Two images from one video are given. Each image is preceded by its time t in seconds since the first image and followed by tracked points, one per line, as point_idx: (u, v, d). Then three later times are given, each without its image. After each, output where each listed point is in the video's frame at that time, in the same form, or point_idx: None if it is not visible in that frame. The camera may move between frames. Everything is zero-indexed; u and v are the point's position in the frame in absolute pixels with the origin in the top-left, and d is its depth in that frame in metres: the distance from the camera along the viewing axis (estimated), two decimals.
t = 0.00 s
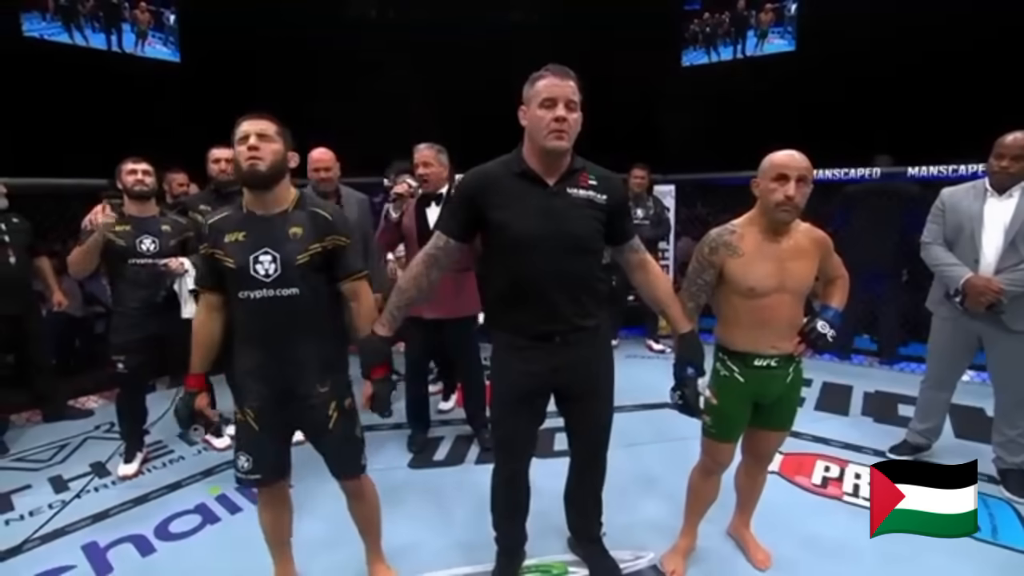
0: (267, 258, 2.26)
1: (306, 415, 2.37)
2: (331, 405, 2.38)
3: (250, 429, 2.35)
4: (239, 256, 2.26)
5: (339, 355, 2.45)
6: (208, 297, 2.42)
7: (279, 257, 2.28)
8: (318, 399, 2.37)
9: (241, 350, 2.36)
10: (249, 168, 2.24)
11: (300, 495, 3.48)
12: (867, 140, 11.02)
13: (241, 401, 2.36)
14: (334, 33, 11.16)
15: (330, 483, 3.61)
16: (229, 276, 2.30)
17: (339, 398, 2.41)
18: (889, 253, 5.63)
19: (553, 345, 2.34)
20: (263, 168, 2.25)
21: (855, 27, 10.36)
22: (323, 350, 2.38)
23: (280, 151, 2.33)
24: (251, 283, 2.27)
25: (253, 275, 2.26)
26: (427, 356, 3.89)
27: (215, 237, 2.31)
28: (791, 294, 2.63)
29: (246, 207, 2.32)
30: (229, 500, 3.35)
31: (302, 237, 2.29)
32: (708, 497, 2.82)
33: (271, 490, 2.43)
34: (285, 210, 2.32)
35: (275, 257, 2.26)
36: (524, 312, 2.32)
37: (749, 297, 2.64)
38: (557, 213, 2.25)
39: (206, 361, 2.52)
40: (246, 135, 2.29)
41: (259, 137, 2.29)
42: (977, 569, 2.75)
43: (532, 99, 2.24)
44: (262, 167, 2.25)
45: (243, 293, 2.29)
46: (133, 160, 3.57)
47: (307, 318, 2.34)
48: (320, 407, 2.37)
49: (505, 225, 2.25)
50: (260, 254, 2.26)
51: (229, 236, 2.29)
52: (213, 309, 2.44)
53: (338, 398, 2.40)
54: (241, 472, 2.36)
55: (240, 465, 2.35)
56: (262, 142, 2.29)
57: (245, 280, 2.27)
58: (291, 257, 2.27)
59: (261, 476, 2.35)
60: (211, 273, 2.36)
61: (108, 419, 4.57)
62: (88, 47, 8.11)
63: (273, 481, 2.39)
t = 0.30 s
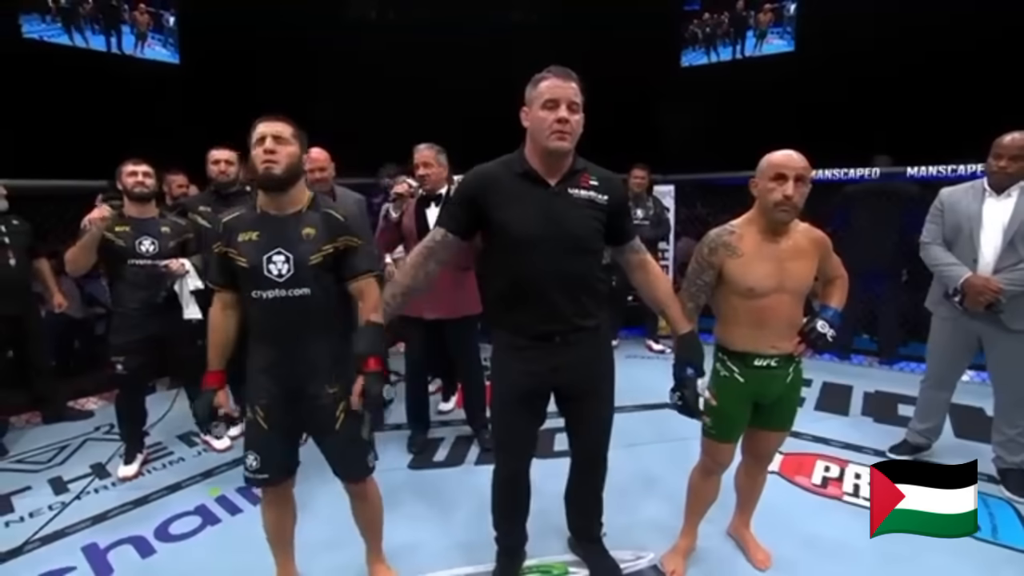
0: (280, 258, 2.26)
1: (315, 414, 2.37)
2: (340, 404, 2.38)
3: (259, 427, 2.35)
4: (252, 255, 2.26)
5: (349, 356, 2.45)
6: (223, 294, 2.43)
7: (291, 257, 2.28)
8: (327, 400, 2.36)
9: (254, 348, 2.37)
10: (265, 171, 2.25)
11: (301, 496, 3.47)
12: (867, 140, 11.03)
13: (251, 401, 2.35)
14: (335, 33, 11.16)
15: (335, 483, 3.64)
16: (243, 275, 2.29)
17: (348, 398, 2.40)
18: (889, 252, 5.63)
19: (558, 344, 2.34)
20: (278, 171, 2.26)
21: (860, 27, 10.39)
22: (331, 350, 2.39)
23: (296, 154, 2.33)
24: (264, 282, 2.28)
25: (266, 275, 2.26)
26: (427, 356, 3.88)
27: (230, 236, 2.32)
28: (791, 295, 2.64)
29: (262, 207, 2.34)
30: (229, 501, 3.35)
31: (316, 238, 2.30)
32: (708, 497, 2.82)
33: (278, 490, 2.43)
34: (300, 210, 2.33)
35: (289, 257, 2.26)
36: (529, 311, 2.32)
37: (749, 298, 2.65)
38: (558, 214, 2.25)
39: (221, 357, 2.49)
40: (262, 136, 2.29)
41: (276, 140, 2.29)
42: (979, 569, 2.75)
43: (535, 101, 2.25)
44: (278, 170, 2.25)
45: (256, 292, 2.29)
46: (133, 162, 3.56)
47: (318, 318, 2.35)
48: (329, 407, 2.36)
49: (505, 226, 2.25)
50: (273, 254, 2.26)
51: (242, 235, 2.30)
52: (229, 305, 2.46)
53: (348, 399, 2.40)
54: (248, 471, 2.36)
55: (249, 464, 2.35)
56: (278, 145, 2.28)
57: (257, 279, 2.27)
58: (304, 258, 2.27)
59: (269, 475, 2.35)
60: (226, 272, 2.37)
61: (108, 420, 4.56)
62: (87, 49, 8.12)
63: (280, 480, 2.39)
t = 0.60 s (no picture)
0: (291, 255, 2.26)
1: (322, 412, 2.36)
2: (347, 403, 2.36)
3: (266, 426, 2.36)
4: (264, 253, 2.28)
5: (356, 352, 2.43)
6: (238, 290, 2.44)
7: (302, 254, 2.28)
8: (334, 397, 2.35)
9: (263, 344, 2.38)
10: (280, 177, 2.25)
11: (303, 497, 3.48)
12: (864, 140, 11.22)
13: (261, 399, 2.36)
14: (334, 34, 11.13)
15: (341, 483, 3.64)
16: (255, 273, 2.31)
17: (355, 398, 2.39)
18: (887, 251, 5.65)
19: (563, 342, 2.35)
20: (292, 177, 2.26)
21: (855, 28, 10.24)
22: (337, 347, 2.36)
23: (311, 158, 2.30)
24: (275, 279, 2.29)
25: (277, 272, 2.27)
26: (427, 355, 3.88)
27: (244, 233, 2.34)
28: (790, 293, 2.64)
29: (274, 207, 2.34)
30: (229, 502, 3.34)
31: (324, 232, 2.29)
32: (708, 496, 2.83)
33: (280, 489, 2.43)
34: (313, 205, 2.34)
35: (299, 254, 2.27)
36: (535, 308, 2.31)
37: (748, 297, 2.65)
38: (559, 213, 2.25)
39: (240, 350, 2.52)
40: (278, 139, 2.24)
41: (291, 144, 2.25)
42: (977, 566, 2.76)
43: (540, 101, 2.23)
44: (292, 176, 2.25)
45: (267, 288, 2.31)
46: (133, 163, 3.55)
47: (326, 315, 2.33)
48: (336, 406, 2.35)
49: (506, 224, 2.26)
50: (284, 252, 2.26)
51: (254, 234, 2.31)
52: (245, 303, 2.49)
53: (353, 398, 2.39)
54: (255, 469, 2.37)
55: (256, 462, 2.36)
56: (294, 150, 2.25)
57: (269, 276, 2.29)
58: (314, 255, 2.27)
59: (276, 472, 2.35)
60: (240, 270, 2.37)
61: (107, 422, 4.55)
62: (85, 50, 8.11)
63: (285, 479, 2.39)
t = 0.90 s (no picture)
0: (292, 252, 2.27)
1: (325, 412, 2.36)
2: (351, 402, 2.37)
3: (268, 427, 2.37)
4: (266, 254, 2.29)
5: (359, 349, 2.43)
6: (247, 290, 2.45)
7: (303, 250, 2.28)
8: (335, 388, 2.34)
9: (267, 344, 2.39)
10: (284, 182, 2.23)
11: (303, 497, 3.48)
12: (864, 141, 11.35)
13: (265, 398, 2.37)
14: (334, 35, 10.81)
15: (343, 482, 3.65)
16: (259, 273, 2.32)
17: (359, 394, 2.39)
18: (888, 251, 5.66)
19: (568, 342, 2.34)
20: (297, 182, 2.24)
21: (855, 27, 10.08)
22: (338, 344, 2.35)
23: (316, 162, 2.26)
24: (279, 278, 2.29)
25: (280, 269, 2.28)
26: (428, 355, 3.88)
27: (250, 236, 2.36)
28: (788, 293, 2.64)
29: (280, 208, 2.35)
30: (229, 503, 3.34)
31: (324, 226, 2.28)
32: (708, 497, 2.83)
33: (280, 491, 2.43)
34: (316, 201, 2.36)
35: (301, 250, 2.27)
36: (537, 307, 2.30)
37: (747, 298, 2.65)
38: (563, 212, 2.25)
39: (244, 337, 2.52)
40: (284, 143, 2.18)
41: (297, 150, 2.20)
42: (977, 567, 2.75)
43: (546, 102, 2.22)
44: (296, 181, 2.23)
45: (271, 288, 2.31)
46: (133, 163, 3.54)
47: (325, 308, 2.32)
48: (339, 406, 2.35)
49: (510, 224, 2.27)
50: (285, 249, 2.27)
51: (259, 236, 2.32)
52: (254, 305, 2.50)
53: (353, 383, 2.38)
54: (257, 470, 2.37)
55: (258, 464, 2.37)
56: (300, 155, 2.21)
57: (273, 277, 2.30)
58: (314, 249, 2.27)
59: (278, 475, 2.36)
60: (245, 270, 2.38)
61: (107, 423, 4.55)
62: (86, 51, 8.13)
63: (287, 481, 2.39)
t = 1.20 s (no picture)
0: (284, 243, 2.28)
1: (325, 413, 2.36)
2: (350, 405, 2.36)
3: (266, 429, 2.37)
4: (262, 252, 2.32)
5: (353, 341, 2.41)
6: (252, 295, 2.49)
7: (295, 240, 2.29)
8: (322, 369, 2.33)
9: (267, 347, 2.40)
10: (280, 181, 2.26)
11: (303, 498, 3.48)
12: (864, 141, 11.44)
13: (264, 401, 2.37)
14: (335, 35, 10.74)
15: (345, 483, 3.65)
16: (258, 272, 2.36)
17: (358, 397, 2.39)
18: (889, 253, 5.67)
19: (572, 343, 2.34)
20: (293, 182, 2.25)
21: (856, 27, 10.03)
22: (323, 327, 2.33)
23: (313, 163, 2.29)
24: (274, 271, 2.30)
25: (274, 261, 2.29)
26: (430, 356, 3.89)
27: (251, 238, 2.38)
28: (789, 295, 2.64)
29: (276, 208, 2.35)
30: (230, 504, 3.34)
31: (311, 210, 2.29)
32: (709, 499, 2.83)
33: (279, 492, 2.42)
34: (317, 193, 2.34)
35: (291, 240, 2.28)
36: (542, 306, 2.30)
37: (749, 300, 2.65)
38: (570, 212, 2.24)
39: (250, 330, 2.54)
40: (279, 144, 2.22)
41: (292, 150, 2.23)
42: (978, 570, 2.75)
43: (556, 104, 2.21)
44: (292, 180, 2.25)
45: (267, 283, 2.33)
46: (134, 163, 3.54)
47: (309, 288, 2.31)
48: (337, 409, 2.36)
49: (517, 224, 2.27)
50: (278, 240, 2.29)
51: (258, 237, 2.34)
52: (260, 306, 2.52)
53: (342, 366, 2.36)
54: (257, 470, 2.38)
55: (258, 464, 2.38)
56: (296, 156, 2.24)
57: (270, 274, 2.31)
58: (306, 240, 2.28)
59: (277, 475, 2.36)
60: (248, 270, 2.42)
61: (108, 422, 4.56)
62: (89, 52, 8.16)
63: (286, 482, 2.39)
